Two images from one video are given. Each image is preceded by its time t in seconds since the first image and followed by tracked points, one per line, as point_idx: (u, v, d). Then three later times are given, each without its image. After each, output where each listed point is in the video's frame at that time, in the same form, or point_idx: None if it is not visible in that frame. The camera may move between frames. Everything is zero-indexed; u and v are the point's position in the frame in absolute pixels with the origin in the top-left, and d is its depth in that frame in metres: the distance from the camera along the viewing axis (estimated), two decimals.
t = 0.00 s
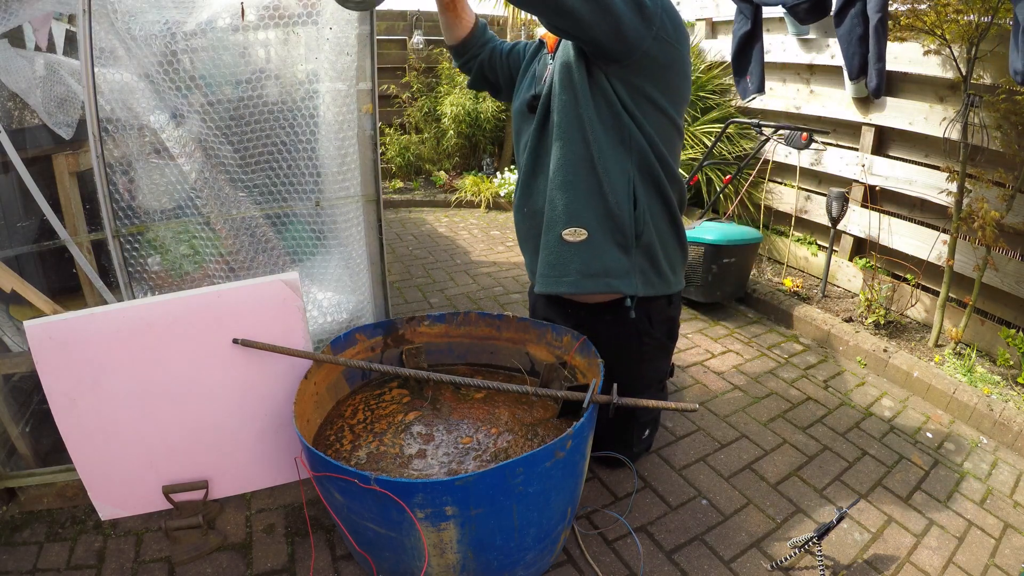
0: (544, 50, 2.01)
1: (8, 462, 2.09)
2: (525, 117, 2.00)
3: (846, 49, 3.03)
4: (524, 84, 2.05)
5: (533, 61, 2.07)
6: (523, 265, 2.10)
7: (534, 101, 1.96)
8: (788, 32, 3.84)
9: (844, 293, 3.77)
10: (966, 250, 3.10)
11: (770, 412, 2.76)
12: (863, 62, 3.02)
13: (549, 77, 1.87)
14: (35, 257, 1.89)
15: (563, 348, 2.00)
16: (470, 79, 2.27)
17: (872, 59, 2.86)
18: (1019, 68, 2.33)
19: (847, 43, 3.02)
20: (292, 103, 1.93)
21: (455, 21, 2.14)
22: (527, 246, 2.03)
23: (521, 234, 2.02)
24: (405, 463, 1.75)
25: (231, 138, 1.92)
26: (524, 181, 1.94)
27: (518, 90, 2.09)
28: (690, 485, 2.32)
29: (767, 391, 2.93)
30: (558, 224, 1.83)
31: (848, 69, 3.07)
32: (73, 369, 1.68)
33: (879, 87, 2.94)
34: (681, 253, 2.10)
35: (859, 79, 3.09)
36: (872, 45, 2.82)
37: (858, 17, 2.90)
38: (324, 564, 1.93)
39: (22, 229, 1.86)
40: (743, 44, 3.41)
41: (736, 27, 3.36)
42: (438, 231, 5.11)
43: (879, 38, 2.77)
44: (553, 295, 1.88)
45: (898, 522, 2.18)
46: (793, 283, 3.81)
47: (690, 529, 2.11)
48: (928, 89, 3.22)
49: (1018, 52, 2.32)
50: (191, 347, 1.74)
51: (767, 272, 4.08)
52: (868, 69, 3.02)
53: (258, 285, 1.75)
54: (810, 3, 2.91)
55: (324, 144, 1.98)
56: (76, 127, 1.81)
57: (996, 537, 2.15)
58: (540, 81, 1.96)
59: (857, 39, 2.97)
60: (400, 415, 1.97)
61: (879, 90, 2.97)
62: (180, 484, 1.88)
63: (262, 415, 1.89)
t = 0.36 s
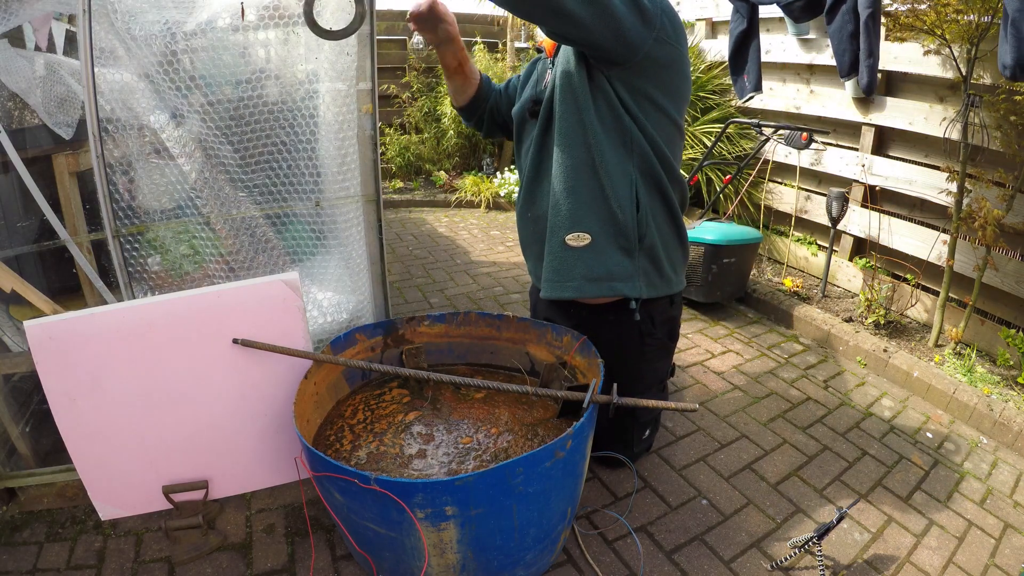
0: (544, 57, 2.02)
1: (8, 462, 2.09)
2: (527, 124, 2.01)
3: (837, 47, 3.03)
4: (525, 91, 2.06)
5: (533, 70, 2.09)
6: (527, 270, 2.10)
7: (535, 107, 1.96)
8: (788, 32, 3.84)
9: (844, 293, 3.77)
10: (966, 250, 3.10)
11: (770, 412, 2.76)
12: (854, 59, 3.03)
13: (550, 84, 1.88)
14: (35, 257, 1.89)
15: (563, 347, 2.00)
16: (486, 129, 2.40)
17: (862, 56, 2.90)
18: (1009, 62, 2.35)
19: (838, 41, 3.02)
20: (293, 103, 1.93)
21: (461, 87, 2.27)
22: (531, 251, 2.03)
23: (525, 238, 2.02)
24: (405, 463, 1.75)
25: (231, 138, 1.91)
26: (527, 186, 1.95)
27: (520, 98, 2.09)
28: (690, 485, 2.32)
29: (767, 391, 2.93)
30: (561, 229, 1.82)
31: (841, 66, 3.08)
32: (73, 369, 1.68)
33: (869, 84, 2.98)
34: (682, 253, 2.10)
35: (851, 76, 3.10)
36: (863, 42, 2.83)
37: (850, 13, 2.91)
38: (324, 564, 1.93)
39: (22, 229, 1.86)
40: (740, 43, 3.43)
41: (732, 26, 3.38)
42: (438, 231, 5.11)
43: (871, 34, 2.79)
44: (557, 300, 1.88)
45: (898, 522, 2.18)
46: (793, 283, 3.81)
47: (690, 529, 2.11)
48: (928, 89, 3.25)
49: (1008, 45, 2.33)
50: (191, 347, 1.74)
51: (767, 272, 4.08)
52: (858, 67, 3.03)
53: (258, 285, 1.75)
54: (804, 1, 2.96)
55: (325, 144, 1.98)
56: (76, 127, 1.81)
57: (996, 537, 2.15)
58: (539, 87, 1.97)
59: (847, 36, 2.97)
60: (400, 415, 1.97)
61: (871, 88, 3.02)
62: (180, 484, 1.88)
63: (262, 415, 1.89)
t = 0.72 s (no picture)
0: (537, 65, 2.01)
1: (8, 462, 2.09)
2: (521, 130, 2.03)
3: (836, 46, 3.03)
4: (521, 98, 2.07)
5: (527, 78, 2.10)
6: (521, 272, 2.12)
7: (530, 115, 1.97)
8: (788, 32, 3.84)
9: (844, 293, 3.77)
10: (966, 250, 3.10)
11: (770, 412, 2.76)
12: (853, 58, 3.03)
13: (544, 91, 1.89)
14: (35, 257, 1.89)
15: (563, 347, 2.00)
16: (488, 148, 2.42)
17: (861, 56, 2.90)
18: (1009, 60, 2.35)
19: (836, 41, 3.03)
20: (293, 103, 1.93)
21: (459, 114, 2.30)
22: (527, 254, 2.04)
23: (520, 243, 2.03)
24: (405, 463, 1.75)
25: (231, 138, 1.91)
26: (523, 191, 1.96)
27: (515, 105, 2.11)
28: (690, 485, 2.32)
29: (767, 391, 2.93)
30: (555, 233, 1.83)
31: (839, 65, 3.07)
32: (73, 370, 1.68)
33: (869, 84, 3.02)
34: (674, 251, 2.10)
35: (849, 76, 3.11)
36: (861, 41, 2.84)
37: (849, 13, 2.91)
38: (324, 564, 1.93)
39: (22, 229, 1.87)
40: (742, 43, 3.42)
41: (734, 27, 3.37)
42: (439, 230, 5.11)
43: (869, 34, 2.80)
44: (553, 302, 1.88)
45: (898, 522, 2.18)
46: (793, 283, 3.81)
47: (690, 529, 2.11)
48: (928, 89, 3.25)
49: (1008, 43, 2.33)
50: (191, 347, 1.74)
51: (767, 272, 4.08)
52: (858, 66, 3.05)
53: (258, 285, 1.75)
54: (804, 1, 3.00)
55: (324, 144, 1.98)
56: (76, 127, 1.81)
57: (996, 537, 2.15)
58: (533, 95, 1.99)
59: (847, 35, 2.97)
60: (400, 415, 1.97)
61: (869, 87, 3.05)
62: (180, 484, 1.88)
63: (262, 414, 1.89)
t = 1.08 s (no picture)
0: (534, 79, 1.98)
1: (8, 462, 2.09)
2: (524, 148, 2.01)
3: (846, 49, 3.02)
4: (523, 113, 2.04)
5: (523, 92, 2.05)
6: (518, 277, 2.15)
7: (533, 135, 1.94)
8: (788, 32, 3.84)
9: (844, 293, 3.77)
10: (966, 250, 3.10)
11: (770, 412, 2.76)
12: (863, 61, 3.02)
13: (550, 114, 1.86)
14: (35, 257, 1.89)
15: (563, 347, 2.00)
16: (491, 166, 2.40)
17: (871, 59, 2.87)
18: (1015, 66, 2.35)
19: (846, 43, 3.01)
20: (293, 103, 1.93)
21: (469, 144, 2.30)
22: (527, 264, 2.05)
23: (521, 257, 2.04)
24: (405, 463, 1.75)
25: (231, 138, 1.91)
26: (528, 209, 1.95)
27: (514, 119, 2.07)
28: (690, 485, 2.32)
29: (767, 391, 2.92)
30: (565, 258, 1.85)
31: (849, 68, 3.08)
32: (73, 370, 1.68)
33: (877, 86, 2.97)
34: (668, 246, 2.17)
35: (858, 77, 3.10)
36: (872, 45, 2.81)
37: (858, 17, 2.88)
38: (324, 564, 1.93)
39: (23, 229, 1.87)
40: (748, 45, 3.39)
41: (739, 28, 3.34)
42: (439, 231, 5.11)
43: (879, 37, 2.76)
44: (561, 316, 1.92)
45: (898, 522, 2.18)
46: (793, 283, 3.81)
47: (690, 529, 2.11)
48: (928, 89, 3.23)
49: (1015, 50, 2.32)
50: (191, 347, 1.74)
51: (767, 272, 4.08)
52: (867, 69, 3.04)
53: (258, 286, 1.75)
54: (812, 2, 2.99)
55: (324, 144, 1.98)
56: (76, 127, 1.81)
57: (996, 537, 2.15)
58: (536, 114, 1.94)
59: (856, 39, 2.95)
60: (400, 415, 1.97)
61: (880, 90, 3.00)
62: (180, 484, 1.88)
63: (262, 414, 1.89)
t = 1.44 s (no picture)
0: (557, 136, 2.15)
1: (8, 462, 2.09)
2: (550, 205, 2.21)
3: (861, 55, 2.80)
4: (544, 164, 2.21)
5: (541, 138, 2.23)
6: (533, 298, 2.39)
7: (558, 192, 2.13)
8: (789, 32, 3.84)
9: (844, 293, 3.77)
10: (966, 250, 3.10)
11: (770, 412, 2.76)
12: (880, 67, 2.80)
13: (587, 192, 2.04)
14: (35, 257, 1.89)
15: (563, 348, 2.00)
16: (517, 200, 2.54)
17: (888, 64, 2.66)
18: None
19: (862, 50, 2.79)
20: (293, 103, 1.93)
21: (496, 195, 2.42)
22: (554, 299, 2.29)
23: (550, 294, 2.27)
24: (405, 463, 1.75)
25: (231, 138, 1.91)
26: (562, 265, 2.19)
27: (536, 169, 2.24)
28: (690, 485, 2.32)
29: (767, 391, 2.92)
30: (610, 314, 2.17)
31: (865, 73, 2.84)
32: (73, 370, 1.68)
33: (894, 91, 2.75)
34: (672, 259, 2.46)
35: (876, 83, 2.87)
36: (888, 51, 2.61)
37: (874, 22, 2.70)
38: (324, 564, 1.93)
39: (23, 229, 1.87)
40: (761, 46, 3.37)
41: (750, 31, 3.32)
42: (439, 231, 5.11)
43: (894, 41, 2.57)
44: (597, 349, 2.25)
45: (898, 522, 2.18)
46: (793, 283, 3.81)
47: (690, 529, 2.11)
48: (928, 89, 3.18)
49: None
50: (192, 347, 1.74)
51: (767, 272, 4.08)
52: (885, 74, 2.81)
53: (258, 286, 1.75)
54: (825, 8, 2.76)
55: (325, 145, 1.98)
56: (76, 127, 1.81)
57: (996, 537, 2.15)
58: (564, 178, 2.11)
59: (873, 45, 2.74)
60: (400, 415, 1.97)
61: (896, 94, 2.76)
62: (180, 484, 1.88)
63: (262, 414, 1.89)
